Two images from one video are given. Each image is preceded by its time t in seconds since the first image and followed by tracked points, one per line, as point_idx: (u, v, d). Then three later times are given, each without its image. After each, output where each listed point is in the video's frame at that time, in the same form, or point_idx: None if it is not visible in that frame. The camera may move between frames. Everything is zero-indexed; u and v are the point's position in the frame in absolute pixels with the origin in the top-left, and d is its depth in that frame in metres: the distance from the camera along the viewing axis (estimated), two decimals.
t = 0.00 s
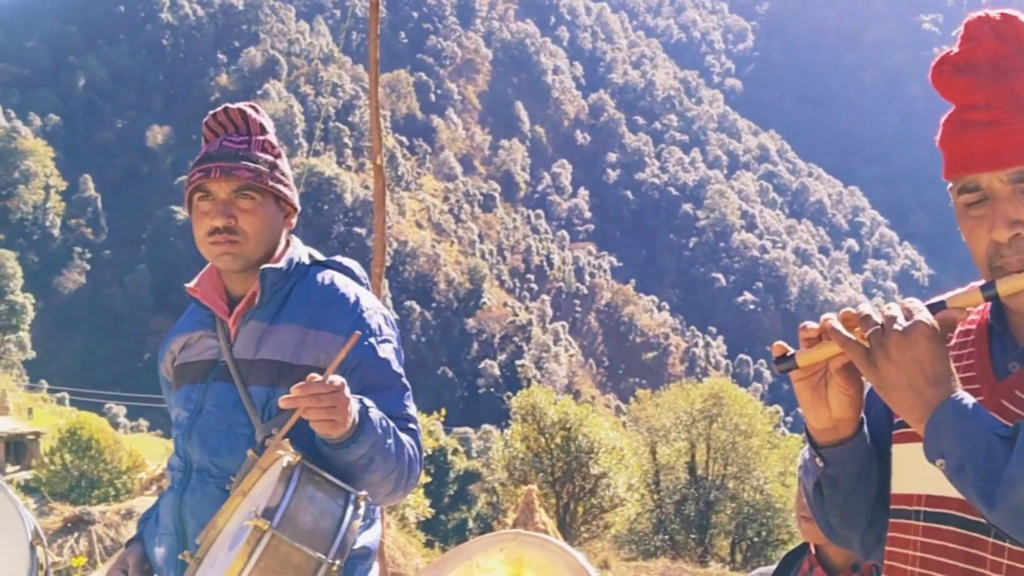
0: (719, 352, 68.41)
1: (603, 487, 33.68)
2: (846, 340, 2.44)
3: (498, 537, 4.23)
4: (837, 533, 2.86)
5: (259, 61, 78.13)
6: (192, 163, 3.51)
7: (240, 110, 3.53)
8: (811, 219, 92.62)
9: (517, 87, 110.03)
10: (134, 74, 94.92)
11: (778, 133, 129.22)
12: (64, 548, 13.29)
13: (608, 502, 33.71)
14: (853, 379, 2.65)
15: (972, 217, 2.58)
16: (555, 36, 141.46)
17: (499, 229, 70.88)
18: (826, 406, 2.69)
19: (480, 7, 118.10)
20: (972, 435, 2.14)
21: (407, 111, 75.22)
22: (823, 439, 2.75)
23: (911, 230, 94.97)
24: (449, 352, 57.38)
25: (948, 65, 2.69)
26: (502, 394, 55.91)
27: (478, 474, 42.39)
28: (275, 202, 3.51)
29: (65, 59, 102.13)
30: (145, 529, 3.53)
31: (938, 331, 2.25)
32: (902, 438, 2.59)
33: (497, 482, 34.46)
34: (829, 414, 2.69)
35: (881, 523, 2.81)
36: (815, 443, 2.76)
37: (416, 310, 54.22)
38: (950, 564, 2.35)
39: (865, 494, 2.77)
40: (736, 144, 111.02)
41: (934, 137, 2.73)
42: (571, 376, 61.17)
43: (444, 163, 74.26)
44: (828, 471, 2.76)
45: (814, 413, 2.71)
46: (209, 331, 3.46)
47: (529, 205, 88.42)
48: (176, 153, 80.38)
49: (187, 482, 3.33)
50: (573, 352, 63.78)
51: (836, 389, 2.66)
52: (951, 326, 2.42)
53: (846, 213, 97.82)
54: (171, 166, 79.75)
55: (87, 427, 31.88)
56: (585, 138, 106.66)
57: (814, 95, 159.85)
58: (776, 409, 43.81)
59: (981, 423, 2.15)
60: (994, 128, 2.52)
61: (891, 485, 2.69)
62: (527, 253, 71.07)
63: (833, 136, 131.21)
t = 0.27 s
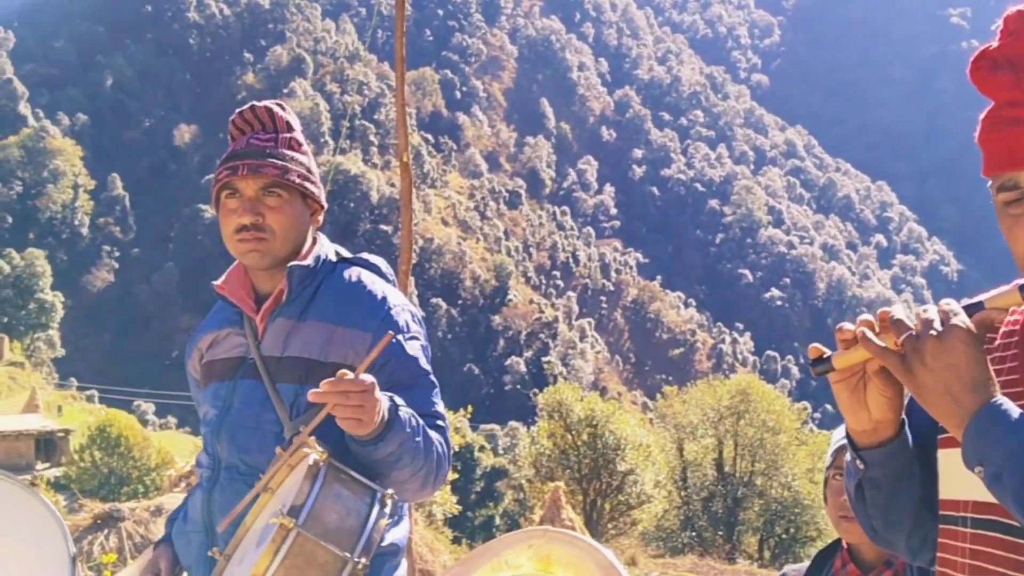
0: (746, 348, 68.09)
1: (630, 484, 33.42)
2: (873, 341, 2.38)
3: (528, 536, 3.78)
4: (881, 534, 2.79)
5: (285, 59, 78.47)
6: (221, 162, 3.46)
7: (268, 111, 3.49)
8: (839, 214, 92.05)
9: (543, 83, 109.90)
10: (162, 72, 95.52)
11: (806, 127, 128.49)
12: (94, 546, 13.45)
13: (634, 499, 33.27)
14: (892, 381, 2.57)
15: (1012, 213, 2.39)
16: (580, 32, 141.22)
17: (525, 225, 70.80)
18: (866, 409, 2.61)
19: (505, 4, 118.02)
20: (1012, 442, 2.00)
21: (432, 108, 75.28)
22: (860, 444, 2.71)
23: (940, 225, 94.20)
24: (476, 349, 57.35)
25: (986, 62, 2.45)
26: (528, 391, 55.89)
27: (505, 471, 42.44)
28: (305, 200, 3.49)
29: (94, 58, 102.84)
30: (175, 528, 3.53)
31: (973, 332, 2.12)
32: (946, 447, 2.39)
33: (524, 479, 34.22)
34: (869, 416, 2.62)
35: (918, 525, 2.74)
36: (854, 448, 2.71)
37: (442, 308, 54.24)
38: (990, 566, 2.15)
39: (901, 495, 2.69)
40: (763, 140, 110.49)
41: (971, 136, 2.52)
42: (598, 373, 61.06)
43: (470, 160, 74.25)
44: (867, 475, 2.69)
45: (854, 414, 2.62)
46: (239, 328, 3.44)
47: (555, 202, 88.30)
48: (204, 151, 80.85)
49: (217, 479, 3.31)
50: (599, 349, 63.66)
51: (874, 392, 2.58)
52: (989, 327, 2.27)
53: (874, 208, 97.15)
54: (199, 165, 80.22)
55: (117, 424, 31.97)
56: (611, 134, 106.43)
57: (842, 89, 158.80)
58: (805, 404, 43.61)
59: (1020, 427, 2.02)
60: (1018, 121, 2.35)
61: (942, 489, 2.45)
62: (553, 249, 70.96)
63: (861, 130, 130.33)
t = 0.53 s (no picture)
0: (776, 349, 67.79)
1: (658, 485, 33.29)
2: (935, 345, 2.24)
3: (558, 533, 3.73)
4: (937, 542, 2.68)
5: (315, 61, 78.83)
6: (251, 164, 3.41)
7: (299, 108, 3.39)
8: (869, 214, 91.52)
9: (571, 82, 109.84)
10: (193, 73, 96.13)
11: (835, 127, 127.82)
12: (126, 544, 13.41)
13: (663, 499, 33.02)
14: (947, 391, 2.46)
15: None
16: (609, 32, 141.08)
17: (553, 226, 70.77)
18: (919, 419, 2.50)
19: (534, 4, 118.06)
20: None
21: (461, 109, 75.40)
22: (916, 451, 2.60)
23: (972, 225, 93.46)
24: (504, 349, 57.36)
25: None
26: (556, 391, 55.89)
27: (534, 470, 42.42)
28: (334, 201, 3.42)
29: (126, 58, 103.66)
30: (206, 529, 3.54)
31: None
32: (1002, 455, 2.31)
33: (553, 479, 34.15)
34: (922, 425, 2.50)
35: (972, 530, 2.63)
36: (908, 455, 2.60)
37: (470, 308, 54.31)
38: None
39: (957, 500, 2.59)
40: (793, 139, 110.01)
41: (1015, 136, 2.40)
42: (626, 373, 60.96)
43: (499, 160, 74.31)
44: (926, 482, 2.60)
45: (906, 425, 2.52)
46: (269, 328, 3.40)
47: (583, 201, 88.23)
48: (234, 151, 81.31)
49: (248, 480, 3.32)
50: (627, 349, 63.57)
51: (925, 402, 2.47)
52: None
53: (904, 208, 96.51)
54: (229, 165, 80.70)
55: (148, 423, 32.26)
56: (639, 134, 106.24)
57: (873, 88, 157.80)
58: (834, 405, 43.39)
59: None
60: None
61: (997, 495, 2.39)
62: (581, 250, 70.90)
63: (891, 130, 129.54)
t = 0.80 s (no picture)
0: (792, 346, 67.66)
1: (673, 482, 33.10)
2: (980, 347, 2.22)
3: (573, 528, 3.56)
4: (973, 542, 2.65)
5: (332, 57, 78.90)
6: (271, 155, 3.37)
7: (320, 103, 3.39)
8: (887, 211, 91.22)
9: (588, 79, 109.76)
10: (211, 69, 96.30)
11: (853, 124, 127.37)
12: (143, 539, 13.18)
13: (679, 497, 33.07)
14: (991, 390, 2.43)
15: None
16: (626, 29, 141.03)
17: (569, 222, 70.73)
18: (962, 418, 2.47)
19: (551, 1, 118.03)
20: None
21: (477, 105, 75.45)
22: (958, 450, 2.57)
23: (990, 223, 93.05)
24: (519, 346, 57.34)
25: None
26: (572, 388, 55.91)
27: (548, 466, 42.39)
28: (352, 196, 3.40)
29: (144, 54, 103.93)
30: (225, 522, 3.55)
31: None
32: None
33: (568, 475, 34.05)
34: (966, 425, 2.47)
35: (1010, 529, 2.59)
36: (951, 453, 2.56)
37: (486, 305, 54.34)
38: None
39: (1001, 501, 2.56)
40: (810, 137, 109.73)
41: None
42: (641, 370, 60.91)
43: (515, 156, 74.32)
44: (964, 481, 2.58)
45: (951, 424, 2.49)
46: (289, 323, 3.40)
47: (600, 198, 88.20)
48: (251, 147, 81.44)
49: (268, 473, 3.32)
50: (643, 346, 63.52)
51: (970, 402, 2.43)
52: None
53: (923, 205, 96.15)
54: (246, 161, 80.86)
55: (165, 418, 32.48)
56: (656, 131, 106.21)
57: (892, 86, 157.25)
58: (850, 402, 43.05)
59: None
60: None
61: None
62: (597, 246, 70.83)
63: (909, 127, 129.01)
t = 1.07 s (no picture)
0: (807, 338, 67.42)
1: (686, 474, 32.99)
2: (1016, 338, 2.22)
3: (588, 524, 3.55)
4: (1001, 536, 2.64)
5: (346, 48, 78.93)
6: (290, 146, 3.37)
7: (337, 96, 3.40)
8: (902, 203, 90.88)
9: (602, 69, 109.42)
10: (224, 60, 96.38)
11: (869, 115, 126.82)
12: (157, 528, 13.01)
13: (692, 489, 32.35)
14: (1023, 381, 2.46)
15: None
16: (640, 20, 140.75)
17: (582, 214, 70.68)
18: (993, 408, 2.50)
19: None
20: None
21: (491, 96, 75.37)
22: (985, 442, 2.58)
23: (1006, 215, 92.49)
24: (533, 338, 57.31)
25: None
26: (585, 380, 55.91)
27: (562, 458, 42.37)
28: (371, 186, 3.39)
29: (159, 44, 104.14)
30: (242, 513, 3.56)
31: None
32: None
33: (581, 467, 34.01)
34: (997, 415, 2.50)
35: None
36: (977, 445, 2.59)
37: (499, 296, 54.32)
38: None
39: None
40: (825, 128, 109.35)
41: None
42: (655, 362, 60.86)
43: (528, 147, 74.25)
44: (992, 475, 2.59)
45: (981, 416, 2.51)
46: (307, 314, 3.40)
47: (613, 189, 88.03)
48: (264, 138, 81.53)
49: (284, 464, 3.32)
50: (656, 338, 63.45)
51: (1003, 390, 2.46)
52: None
53: (938, 197, 95.64)
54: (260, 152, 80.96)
55: (179, 408, 32.65)
56: (669, 122, 105.95)
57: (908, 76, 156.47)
58: (864, 395, 43.06)
59: None
60: None
61: None
62: (610, 238, 70.76)
63: (925, 118, 128.38)
